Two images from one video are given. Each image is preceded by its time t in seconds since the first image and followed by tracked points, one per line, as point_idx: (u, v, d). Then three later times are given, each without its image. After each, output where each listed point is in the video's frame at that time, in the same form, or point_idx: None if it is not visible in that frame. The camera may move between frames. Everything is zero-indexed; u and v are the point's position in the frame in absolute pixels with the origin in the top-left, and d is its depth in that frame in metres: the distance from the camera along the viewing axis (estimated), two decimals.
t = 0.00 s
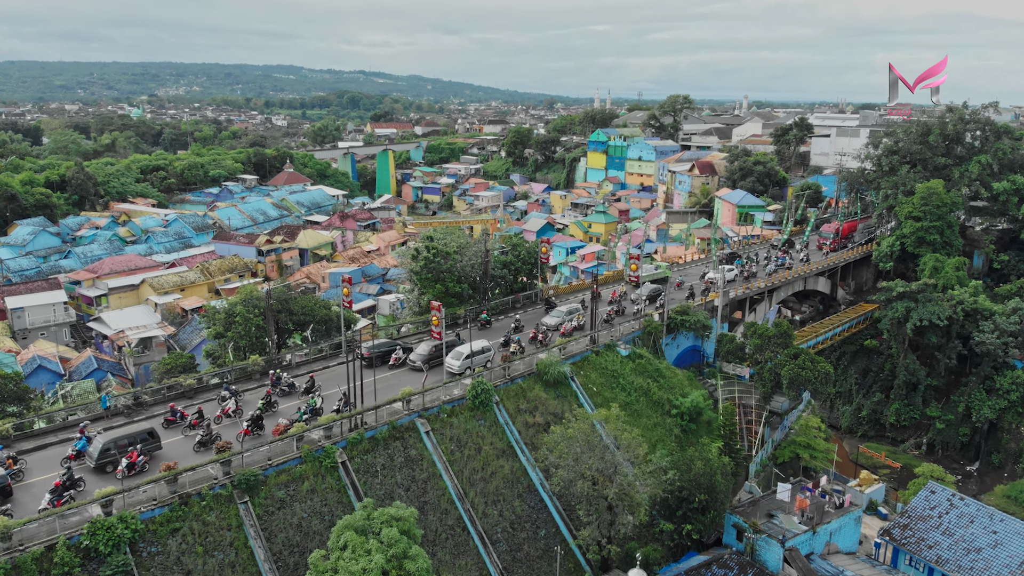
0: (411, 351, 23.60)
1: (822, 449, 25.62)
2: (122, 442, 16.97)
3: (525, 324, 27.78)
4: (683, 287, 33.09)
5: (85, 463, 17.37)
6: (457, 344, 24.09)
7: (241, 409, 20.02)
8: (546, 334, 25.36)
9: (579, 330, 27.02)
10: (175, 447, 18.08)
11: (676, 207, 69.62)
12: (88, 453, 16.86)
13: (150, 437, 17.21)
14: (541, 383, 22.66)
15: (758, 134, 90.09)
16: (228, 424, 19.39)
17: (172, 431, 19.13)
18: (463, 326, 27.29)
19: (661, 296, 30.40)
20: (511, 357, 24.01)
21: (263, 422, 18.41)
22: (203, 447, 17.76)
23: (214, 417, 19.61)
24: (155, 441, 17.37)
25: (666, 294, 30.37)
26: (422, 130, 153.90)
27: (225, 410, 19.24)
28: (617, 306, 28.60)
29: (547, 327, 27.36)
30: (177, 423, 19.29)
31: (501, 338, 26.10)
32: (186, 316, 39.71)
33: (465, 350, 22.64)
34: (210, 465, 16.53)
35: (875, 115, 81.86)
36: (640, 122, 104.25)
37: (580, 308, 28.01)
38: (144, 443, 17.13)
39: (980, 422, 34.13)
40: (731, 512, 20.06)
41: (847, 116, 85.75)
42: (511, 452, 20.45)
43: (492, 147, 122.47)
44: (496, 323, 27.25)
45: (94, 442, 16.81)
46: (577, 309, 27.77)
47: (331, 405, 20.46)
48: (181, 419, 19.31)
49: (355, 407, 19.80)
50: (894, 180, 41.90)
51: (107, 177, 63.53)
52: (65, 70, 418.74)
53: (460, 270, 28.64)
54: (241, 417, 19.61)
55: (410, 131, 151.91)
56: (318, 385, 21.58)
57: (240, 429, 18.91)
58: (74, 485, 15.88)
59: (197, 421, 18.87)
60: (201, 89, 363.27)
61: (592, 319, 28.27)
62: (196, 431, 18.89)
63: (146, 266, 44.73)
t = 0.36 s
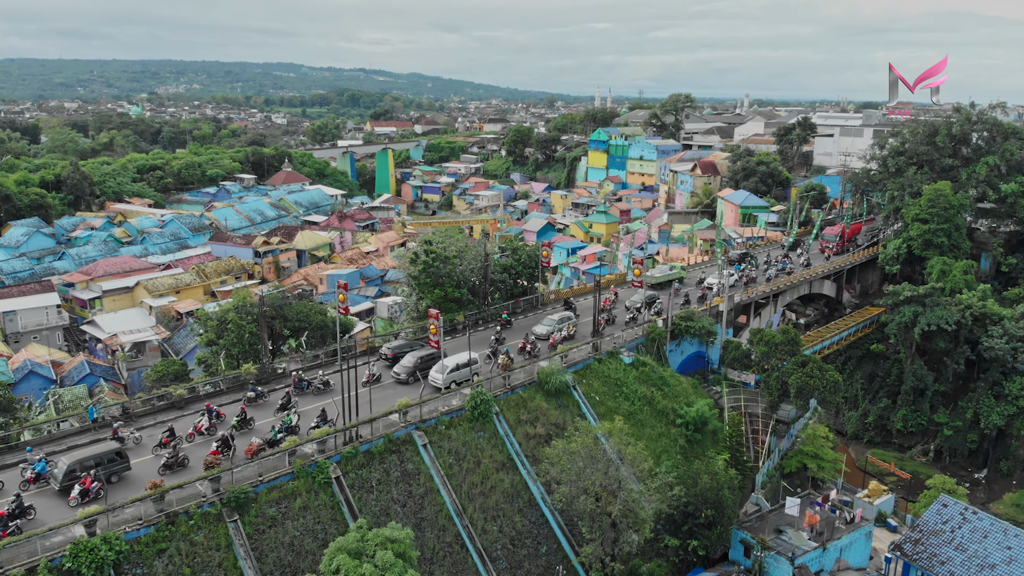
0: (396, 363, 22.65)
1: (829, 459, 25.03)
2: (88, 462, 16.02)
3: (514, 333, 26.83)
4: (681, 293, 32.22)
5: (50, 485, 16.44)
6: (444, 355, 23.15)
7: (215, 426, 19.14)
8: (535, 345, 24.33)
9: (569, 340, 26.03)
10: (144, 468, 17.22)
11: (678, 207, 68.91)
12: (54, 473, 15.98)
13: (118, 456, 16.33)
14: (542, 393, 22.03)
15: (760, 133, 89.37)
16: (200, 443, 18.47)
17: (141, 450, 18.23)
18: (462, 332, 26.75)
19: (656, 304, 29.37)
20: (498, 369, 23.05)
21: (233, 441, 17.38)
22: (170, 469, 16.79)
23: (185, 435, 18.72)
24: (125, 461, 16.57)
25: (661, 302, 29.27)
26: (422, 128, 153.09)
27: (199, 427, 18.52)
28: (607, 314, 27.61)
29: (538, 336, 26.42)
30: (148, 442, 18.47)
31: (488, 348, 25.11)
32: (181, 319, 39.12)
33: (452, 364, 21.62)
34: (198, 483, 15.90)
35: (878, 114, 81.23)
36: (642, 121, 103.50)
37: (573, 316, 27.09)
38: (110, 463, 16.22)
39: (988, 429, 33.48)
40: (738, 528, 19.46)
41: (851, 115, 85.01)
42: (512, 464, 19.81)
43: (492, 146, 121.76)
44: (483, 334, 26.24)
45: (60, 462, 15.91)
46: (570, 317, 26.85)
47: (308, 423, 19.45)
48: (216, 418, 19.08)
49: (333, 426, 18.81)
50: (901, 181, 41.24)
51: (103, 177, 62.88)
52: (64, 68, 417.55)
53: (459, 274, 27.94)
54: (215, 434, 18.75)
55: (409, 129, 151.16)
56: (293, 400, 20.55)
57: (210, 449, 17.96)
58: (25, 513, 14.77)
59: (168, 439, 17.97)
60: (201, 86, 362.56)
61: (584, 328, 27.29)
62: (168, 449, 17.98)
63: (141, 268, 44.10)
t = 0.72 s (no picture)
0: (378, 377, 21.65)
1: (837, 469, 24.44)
2: (51, 486, 15.11)
3: (504, 343, 25.89)
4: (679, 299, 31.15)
5: (10, 509, 15.55)
6: (428, 368, 22.16)
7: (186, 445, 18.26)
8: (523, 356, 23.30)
9: (559, 351, 24.96)
10: (110, 491, 16.33)
11: (679, 207, 68.21)
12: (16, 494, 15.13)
13: (83, 479, 15.48)
14: (543, 403, 21.40)
15: (762, 131, 88.60)
16: (169, 463, 17.59)
17: (108, 471, 17.33)
18: (461, 338, 26.34)
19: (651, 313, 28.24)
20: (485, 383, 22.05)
21: (200, 465, 16.49)
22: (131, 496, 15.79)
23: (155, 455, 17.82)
24: (91, 483, 15.70)
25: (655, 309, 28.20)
26: (422, 126, 152.25)
27: (169, 447, 17.63)
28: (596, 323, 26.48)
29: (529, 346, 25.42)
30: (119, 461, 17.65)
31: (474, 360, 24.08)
32: (176, 323, 38.55)
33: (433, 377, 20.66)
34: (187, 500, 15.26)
35: (881, 113, 80.59)
36: (643, 120, 102.70)
37: (565, 325, 26.10)
38: (74, 487, 15.35)
39: (997, 436, 32.86)
40: (745, 545, 18.83)
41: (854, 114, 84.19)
42: (512, 478, 19.21)
43: (492, 144, 121.05)
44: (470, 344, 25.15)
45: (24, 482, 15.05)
46: (562, 326, 25.86)
47: (281, 442, 18.46)
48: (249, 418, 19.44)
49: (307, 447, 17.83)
50: (908, 182, 40.53)
51: (99, 177, 62.27)
52: (64, 66, 416.75)
53: (458, 279, 27.23)
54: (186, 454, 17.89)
55: (409, 128, 150.48)
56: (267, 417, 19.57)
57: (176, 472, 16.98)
58: None
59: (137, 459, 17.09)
60: (201, 84, 361.55)
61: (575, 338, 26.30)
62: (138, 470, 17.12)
63: (136, 270, 43.47)
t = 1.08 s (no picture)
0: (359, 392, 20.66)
1: (845, 479, 23.85)
2: (15, 511, 14.33)
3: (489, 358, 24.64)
4: (672, 307, 30.02)
5: None
6: (410, 382, 21.18)
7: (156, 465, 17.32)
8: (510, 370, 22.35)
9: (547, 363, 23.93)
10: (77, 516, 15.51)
11: (681, 207, 67.53)
12: None
13: (48, 503, 14.68)
14: (544, 413, 20.76)
15: (765, 130, 87.94)
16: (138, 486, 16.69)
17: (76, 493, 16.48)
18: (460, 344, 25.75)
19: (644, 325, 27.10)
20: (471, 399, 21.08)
21: (164, 491, 15.51)
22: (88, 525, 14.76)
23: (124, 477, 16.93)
24: (58, 507, 14.92)
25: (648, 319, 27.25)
26: (422, 125, 151.49)
27: (138, 468, 16.74)
28: (585, 334, 25.39)
29: (517, 358, 24.40)
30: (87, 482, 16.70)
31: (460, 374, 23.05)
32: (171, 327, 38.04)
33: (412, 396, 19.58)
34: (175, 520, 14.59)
35: (884, 112, 79.87)
36: (644, 119, 101.97)
37: (555, 335, 25.11)
38: (39, 511, 14.57)
39: (1007, 442, 32.21)
40: (753, 563, 18.23)
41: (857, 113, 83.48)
42: (513, 493, 18.59)
43: (492, 143, 120.45)
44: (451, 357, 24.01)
45: None
46: (552, 336, 24.89)
47: (254, 464, 17.48)
48: (283, 418, 19.64)
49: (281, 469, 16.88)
50: (915, 184, 39.81)
51: (95, 177, 61.65)
52: (63, 64, 415.73)
53: (456, 284, 26.59)
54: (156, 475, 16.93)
55: (409, 127, 149.80)
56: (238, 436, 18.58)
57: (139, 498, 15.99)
58: None
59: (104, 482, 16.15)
60: (201, 82, 360.61)
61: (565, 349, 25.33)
62: (105, 493, 16.18)
63: (130, 272, 42.85)
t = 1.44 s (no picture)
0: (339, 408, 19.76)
1: (853, 490, 23.22)
2: None
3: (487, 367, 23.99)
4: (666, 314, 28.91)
5: None
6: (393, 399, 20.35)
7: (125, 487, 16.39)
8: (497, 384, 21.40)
9: (536, 375, 23.09)
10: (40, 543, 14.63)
11: (683, 208, 66.89)
12: None
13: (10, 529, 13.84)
14: (546, 425, 20.15)
15: (767, 129, 87.24)
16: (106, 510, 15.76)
17: (42, 515, 15.62)
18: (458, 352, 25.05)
19: (637, 335, 25.81)
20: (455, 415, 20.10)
21: (122, 520, 14.39)
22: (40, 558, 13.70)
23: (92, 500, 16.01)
24: (20, 533, 14.08)
25: (642, 328, 26.14)
26: (422, 123, 150.82)
27: (105, 490, 15.78)
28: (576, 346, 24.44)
29: (506, 370, 23.43)
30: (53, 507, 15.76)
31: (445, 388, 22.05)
32: (165, 330, 37.45)
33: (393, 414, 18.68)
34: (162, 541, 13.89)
35: (888, 111, 79.22)
36: (645, 118, 101.24)
37: (546, 346, 24.11)
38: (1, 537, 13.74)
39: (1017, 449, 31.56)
40: None
41: (860, 112, 82.86)
42: (513, 508, 17.96)
43: (493, 142, 119.80)
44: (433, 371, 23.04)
45: None
46: (542, 346, 23.92)
47: (224, 486, 16.53)
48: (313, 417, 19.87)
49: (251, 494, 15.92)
50: (922, 185, 39.12)
51: (91, 177, 61.00)
52: (62, 62, 414.52)
53: (455, 290, 25.94)
54: (125, 497, 16.06)
55: (409, 125, 149.01)
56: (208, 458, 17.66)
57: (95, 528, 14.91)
58: None
59: (70, 506, 15.25)
60: (200, 81, 359.90)
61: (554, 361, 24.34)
62: (70, 518, 15.29)
63: (125, 275, 42.20)
